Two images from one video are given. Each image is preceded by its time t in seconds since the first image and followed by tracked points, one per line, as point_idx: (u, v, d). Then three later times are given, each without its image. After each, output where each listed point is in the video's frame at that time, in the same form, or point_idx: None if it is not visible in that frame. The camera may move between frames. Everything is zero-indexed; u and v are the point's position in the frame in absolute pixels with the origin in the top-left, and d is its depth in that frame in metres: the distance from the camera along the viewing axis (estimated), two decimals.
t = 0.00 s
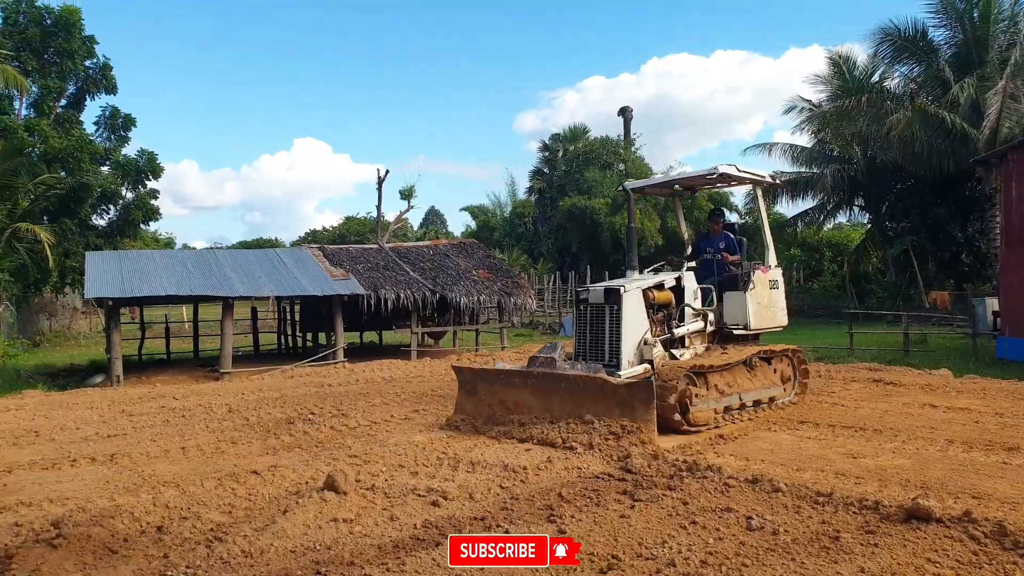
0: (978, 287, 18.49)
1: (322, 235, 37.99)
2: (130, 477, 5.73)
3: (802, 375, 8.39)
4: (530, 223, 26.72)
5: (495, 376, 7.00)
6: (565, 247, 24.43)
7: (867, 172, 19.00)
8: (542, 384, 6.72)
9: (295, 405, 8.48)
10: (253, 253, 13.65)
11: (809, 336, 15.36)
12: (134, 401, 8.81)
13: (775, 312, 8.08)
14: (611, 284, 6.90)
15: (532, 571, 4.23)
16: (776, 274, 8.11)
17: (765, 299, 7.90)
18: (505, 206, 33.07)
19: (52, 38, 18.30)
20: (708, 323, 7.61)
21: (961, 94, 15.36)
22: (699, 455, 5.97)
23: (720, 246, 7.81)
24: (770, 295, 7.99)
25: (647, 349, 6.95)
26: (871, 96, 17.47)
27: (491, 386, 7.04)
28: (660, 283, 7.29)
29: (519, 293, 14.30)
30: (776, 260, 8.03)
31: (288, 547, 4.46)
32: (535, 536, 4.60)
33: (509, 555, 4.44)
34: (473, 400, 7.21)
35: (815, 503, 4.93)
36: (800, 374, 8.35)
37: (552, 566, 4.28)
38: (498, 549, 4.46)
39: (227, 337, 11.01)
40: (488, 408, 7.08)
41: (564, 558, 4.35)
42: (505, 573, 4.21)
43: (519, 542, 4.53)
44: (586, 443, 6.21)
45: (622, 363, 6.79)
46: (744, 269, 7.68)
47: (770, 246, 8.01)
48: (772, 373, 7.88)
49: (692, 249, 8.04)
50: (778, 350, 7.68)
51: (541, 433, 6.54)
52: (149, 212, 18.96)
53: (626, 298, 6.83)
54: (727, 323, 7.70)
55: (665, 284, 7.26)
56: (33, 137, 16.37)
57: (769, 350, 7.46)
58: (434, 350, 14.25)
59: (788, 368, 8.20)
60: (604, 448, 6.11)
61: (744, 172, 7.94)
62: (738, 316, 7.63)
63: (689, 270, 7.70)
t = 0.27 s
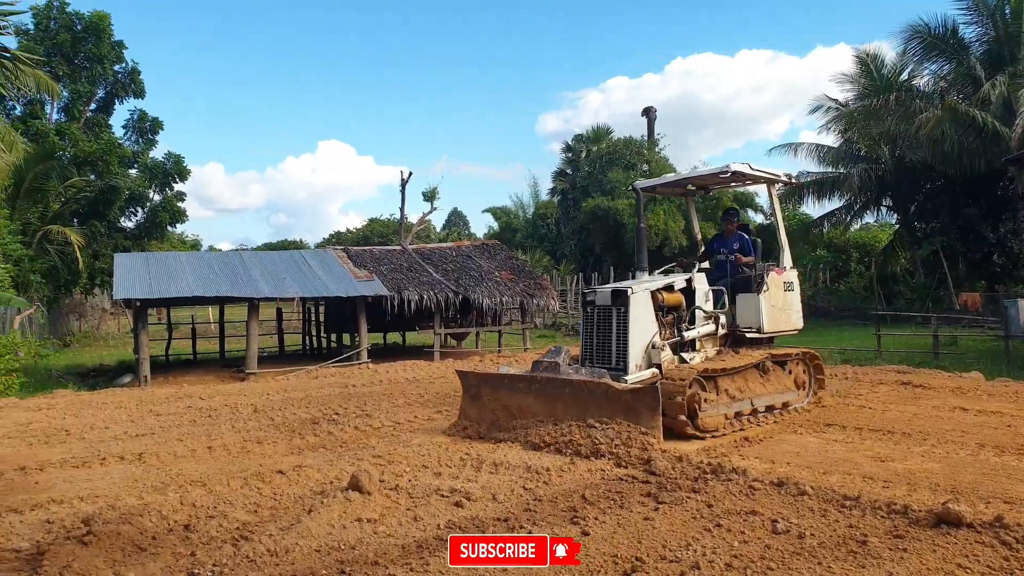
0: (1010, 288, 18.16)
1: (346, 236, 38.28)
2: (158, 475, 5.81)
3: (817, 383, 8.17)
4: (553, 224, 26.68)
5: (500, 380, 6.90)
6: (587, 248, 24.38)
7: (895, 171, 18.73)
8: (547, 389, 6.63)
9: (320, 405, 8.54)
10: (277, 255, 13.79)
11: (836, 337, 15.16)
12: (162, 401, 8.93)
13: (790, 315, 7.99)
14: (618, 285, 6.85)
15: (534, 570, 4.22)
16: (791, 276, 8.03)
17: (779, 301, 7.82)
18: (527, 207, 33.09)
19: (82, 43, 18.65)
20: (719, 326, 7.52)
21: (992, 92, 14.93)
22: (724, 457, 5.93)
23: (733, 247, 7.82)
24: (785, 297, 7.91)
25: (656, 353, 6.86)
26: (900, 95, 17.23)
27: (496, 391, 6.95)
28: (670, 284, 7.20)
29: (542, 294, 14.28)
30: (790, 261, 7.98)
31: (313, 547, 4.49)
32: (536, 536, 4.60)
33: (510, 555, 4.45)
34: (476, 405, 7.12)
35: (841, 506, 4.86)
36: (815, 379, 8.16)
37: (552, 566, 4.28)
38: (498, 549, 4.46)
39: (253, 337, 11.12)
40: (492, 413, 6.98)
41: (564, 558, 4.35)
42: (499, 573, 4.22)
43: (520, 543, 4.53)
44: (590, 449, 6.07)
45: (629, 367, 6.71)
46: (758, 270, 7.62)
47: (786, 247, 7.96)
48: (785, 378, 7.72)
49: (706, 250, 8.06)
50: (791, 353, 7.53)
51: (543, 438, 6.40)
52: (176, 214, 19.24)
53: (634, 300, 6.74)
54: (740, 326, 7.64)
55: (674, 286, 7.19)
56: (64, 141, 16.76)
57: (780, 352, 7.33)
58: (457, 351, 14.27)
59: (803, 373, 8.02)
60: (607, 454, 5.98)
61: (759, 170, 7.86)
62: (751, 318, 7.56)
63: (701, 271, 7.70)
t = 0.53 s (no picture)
0: None
1: (363, 237, 38.47)
2: (176, 474, 5.86)
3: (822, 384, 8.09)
4: (569, 225, 26.59)
5: (495, 383, 6.73)
6: (602, 249, 24.35)
7: (915, 171, 18.56)
8: (543, 394, 6.47)
9: (337, 404, 8.59)
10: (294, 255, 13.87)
11: (854, 338, 15.03)
12: (180, 400, 9.00)
13: (794, 317, 7.81)
14: (617, 287, 6.64)
15: (533, 570, 4.22)
16: (796, 277, 7.87)
17: (784, 303, 7.65)
18: (543, 207, 33.09)
19: (102, 46, 18.88)
20: (721, 328, 7.31)
21: (1014, 90, 14.73)
22: (742, 458, 5.89)
23: (738, 246, 7.66)
24: (789, 299, 7.75)
25: (655, 356, 6.64)
26: (921, 92, 16.96)
27: (491, 395, 6.79)
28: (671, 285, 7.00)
29: (557, 294, 14.26)
30: (796, 261, 7.83)
31: (330, 545, 4.51)
32: (536, 536, 4.60)
33: (510, 555, 4.45)
34: (471, 408, 6.95)
35: (860, 508, 4.81)
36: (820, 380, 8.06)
37: (552, 566, 4.27)
38: (499, 548, 4.46)
39: (270, 337, 11.18)
40: (486, 416, 6.82)
41: (564, 558, 4.35)
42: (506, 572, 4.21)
43: (519, 542, 4.53)
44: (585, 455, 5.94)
45: (628, 371, 6.47)
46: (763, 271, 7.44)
47: (791, 248, 7.83)
48: (788, 381, 7.60)
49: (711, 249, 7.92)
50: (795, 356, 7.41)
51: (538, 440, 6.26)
52: (194, 215, 19.43)
53: (633, 301, 6.53)
54: (744, 328, 7.45)
55: (675, 287, 7.00)
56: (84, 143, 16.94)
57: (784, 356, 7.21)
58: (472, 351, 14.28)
59: (807, 375, 7.91)
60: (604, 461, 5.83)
61: (765, 168, 7.78)
62: (755, 320, 7.40)
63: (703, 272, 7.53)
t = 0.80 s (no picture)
0: None
1: (376, 238, 38.62)
2: (192, 472, 5.89)
3: (824, 387, 7.93)
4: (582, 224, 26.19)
5: (488, 386, 6.74)
6: (616, 249, 24.31)
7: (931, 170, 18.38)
8: (535, 396, 6.44)
9: (351, 403, 8.62)
10: (311, 255, 13.96)
11: (870, 339, 14.92)
12: (194, 399, 9.06)
13: (796, 317, 7.64)
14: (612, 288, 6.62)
15: (533, 570, 4.21)
16: (799, 276, 7.68)
17: (786, 304, 7.49)
18: (556, 208, 33.09)
19: (119, 48, 19.06)
20: (720, 329, 7.19)
21: None
22: (756, 458, 5.86)
23: (738, 246, 7.49)
24: (791, 298, 7.56)
25: (651, 358, 6.58)
26: (937, 92, 16.72)
27: (484, 398, 6.77)
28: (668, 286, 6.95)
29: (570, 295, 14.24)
30: (798, 261, 7.67)
31: (344, 543, 4.52)
32: (536, 536, 4.58)
33: (510, 554, 4.45)
34: (462, 412, 6.92)
35: (875, 509, 4.77)
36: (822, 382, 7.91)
37: (552, 566, 4.25)
38: (499, 547, 4.45)
39: (285, 336, 11.23)
40: (478, 420, 6.80)
41: (564, 558, 4.33)
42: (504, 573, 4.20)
43: (519, 542, 4.52)
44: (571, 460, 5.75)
45: (623, 373, 6.45)
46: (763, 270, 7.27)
47: (793, 246, 7.68)
48: (790, 383, 7.45)
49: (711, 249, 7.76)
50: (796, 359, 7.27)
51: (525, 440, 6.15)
52: (209, 215, 19.57)
53: (628, 302, 6.51)
54: (744, 328, 7.30)
55: (673, 287, 6.92)
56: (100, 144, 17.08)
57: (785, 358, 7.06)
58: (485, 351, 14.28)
59: (809, 377, 7.76)
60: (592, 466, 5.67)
61: (766, 165, 7.72)
62: (755, 320, 7.22)
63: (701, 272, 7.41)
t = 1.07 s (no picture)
0: None
1: (387, 238, 38.76)
2: (205, 471, 5.92)
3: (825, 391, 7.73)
4: (594, 224, 26.09)
5: (477, 387, 6.51)
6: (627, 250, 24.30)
7: (945, 169, 18.25)
8: (524, 399, 6.20)
9: (363, 402, 8.64)
10: (324, 255, 14.02)
11: (884, 339, 14.85)
12: (207, 399, 9.10)
13: (796, 319, 7.48)
14: (605, 288, 6.44)
15: (533, 570, 4.21)
16: (799, 277, 7.52)
17: (786, 305, 7.31)
18: (567, 208, 33.09)
19: (132, 49, 19.20)
20: (717, 331, 7.05)
21: None
22: (768, 459, 5.84)
23: (737, 246, 7.28)
24: (791, 299, 7.39)
25: (645, 361, 6.41)
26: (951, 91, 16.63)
27: (473, 401, 6.55)
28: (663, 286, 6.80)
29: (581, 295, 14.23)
30: (797, 262, 7.49)
31: (356, 542, 4.53)
32: (536, 536, 4.60)
33: (510, 555, 4.44)
34: (453, 415, 6.71)
35: (888, 509, 4.74)
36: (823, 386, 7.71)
37: (552, 566, 4.26)
38: (498, 549, 4.44)
39: (298, 336, 11.36)
40: (467, 423, 6.57)
41: (564, 558, 4.33)
42: (505, 573, 4.20)
43: (519, 543, 4.52)
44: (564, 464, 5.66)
45: (615, 376, 6.28)
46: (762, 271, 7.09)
47: (792, 246, 7.55)
48: (790, 387, 7.26)
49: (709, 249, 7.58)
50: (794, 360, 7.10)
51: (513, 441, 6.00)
52: (222, 216, 19.68)
53: (621, 303, 6.34)
54: (741, 331, 7.16)
55: (668, 288, 6.77)
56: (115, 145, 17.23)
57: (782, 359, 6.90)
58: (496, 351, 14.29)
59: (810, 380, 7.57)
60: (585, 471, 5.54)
61: (766, 165, 7.65)
62: (753, 323, 7.07)
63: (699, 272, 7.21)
